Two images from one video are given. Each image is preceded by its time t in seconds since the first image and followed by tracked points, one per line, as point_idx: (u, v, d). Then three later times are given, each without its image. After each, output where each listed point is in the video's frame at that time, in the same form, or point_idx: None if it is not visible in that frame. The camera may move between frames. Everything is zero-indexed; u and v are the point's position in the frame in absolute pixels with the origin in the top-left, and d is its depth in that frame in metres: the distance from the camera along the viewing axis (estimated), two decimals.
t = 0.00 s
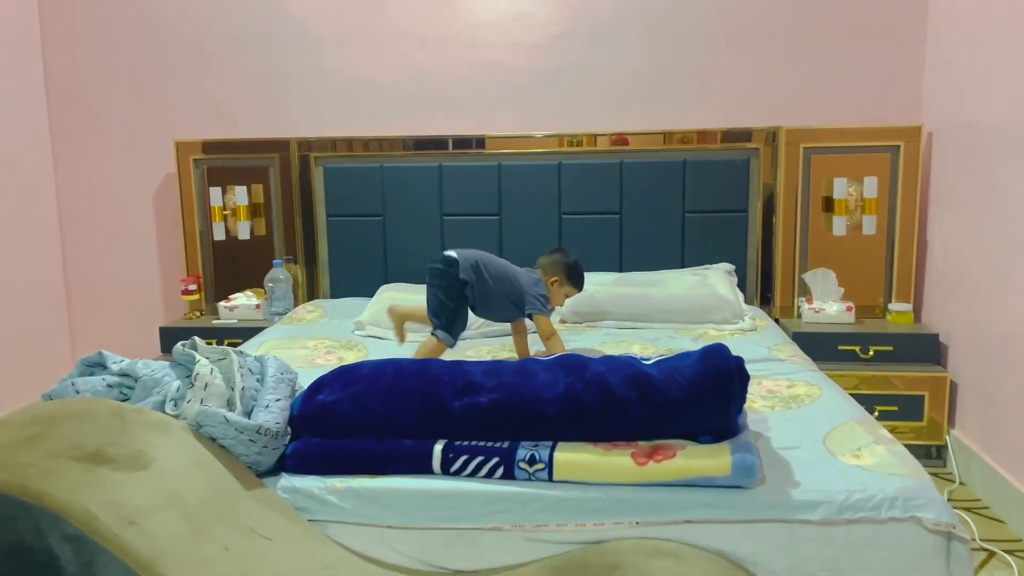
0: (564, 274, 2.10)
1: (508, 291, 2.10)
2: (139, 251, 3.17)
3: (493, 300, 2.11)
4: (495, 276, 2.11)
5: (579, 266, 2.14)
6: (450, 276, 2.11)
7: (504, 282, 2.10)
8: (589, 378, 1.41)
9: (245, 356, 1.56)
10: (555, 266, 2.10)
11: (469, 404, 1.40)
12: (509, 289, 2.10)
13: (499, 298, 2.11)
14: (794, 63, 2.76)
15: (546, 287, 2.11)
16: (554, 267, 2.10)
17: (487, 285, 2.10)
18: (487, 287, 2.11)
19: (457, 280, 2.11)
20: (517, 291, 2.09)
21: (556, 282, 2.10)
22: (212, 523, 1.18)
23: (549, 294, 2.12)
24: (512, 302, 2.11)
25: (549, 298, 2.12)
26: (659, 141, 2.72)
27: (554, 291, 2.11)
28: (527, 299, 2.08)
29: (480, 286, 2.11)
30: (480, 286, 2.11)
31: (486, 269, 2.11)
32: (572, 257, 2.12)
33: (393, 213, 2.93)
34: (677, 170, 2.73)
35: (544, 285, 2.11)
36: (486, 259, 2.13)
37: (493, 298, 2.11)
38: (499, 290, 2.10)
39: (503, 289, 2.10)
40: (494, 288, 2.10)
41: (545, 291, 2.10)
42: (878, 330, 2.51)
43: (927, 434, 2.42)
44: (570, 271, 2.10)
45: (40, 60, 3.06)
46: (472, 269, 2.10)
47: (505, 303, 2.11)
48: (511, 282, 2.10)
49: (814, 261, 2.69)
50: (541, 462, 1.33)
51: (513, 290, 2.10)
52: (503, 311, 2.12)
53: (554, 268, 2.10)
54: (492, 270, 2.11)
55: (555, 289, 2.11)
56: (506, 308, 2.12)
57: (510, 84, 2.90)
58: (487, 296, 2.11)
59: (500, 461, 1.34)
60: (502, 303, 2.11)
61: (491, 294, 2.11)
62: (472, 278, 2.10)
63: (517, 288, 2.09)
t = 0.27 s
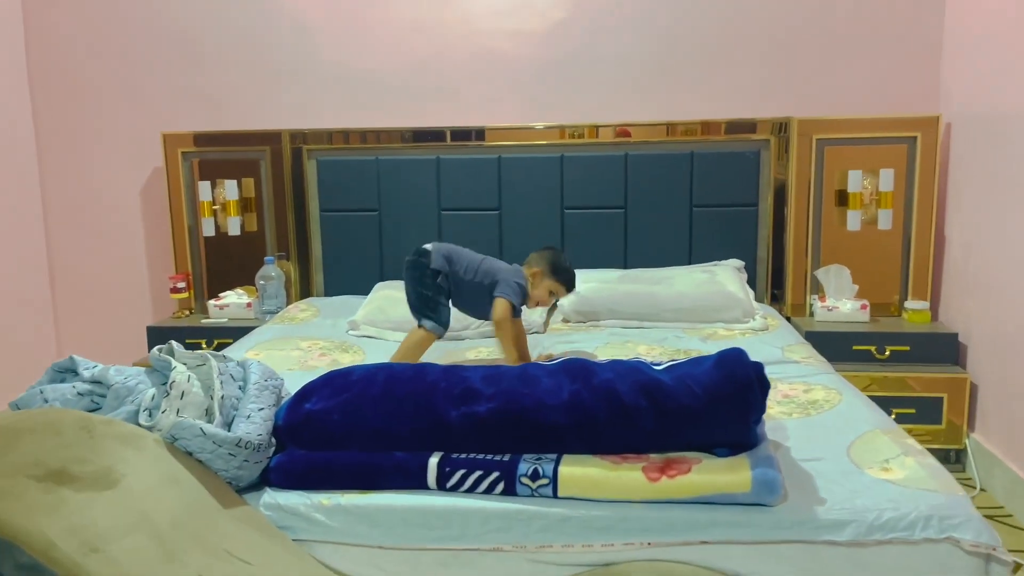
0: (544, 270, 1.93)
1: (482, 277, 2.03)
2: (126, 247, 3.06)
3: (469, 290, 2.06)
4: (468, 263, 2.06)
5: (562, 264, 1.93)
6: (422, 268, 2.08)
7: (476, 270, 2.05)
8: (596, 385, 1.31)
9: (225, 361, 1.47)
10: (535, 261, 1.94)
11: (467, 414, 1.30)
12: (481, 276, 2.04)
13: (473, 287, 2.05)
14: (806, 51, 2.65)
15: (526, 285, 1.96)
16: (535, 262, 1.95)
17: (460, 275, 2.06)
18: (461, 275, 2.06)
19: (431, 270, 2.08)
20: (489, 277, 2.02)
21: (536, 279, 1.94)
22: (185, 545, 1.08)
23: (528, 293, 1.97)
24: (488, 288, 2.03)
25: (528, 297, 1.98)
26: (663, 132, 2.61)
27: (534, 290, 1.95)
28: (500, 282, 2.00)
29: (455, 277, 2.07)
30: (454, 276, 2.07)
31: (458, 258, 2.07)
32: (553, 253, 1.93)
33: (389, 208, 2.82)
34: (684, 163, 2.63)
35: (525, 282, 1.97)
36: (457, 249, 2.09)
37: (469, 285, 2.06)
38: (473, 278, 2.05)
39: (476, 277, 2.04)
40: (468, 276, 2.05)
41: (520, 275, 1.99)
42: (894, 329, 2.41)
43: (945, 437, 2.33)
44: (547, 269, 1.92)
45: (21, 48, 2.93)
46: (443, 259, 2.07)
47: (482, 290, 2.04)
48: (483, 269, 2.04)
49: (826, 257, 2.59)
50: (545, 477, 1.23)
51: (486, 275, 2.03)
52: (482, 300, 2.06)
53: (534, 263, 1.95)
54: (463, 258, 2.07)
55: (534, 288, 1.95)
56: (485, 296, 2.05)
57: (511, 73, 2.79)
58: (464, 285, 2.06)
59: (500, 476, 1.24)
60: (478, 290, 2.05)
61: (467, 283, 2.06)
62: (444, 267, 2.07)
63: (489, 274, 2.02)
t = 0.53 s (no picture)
0: (488, 257, 1.83)
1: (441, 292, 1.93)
2: (121, 247, 2.96)
3: (437, 309, 1.94)
4: (424, 288, 1.95)
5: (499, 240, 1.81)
6: (385, 315, 1.98)
7: (433, 289, 1.94)
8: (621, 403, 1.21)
9: (217, 377, 1.38)
10: (476, 250, 1.84)
11: (479, 434, 1.20)
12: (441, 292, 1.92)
13: (439, 306, 1.93)
14: (829, 41, 2.53)
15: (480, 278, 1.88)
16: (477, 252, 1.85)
17: (421, 301, 1.95)
18: (424, 300, 1.95)
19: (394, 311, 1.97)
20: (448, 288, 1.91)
21: (485, 266, 1.85)
22: None
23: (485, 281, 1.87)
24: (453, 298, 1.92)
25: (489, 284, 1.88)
26: (671, 127, 2.51)
27: (490, 277, 1.86)
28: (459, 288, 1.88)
29: (420, 305, 1.96)
30: (419, 305, 1.96)
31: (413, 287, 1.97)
32: (490, 233, 1.82)
33: (393, 207, 2.71)
34: (701, 159, 2.51)
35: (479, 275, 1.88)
36: (410, 278, 1.99)
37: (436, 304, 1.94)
38: (436, 298, 1.93)
39: (438, 296, 1.93)
40: (430, 298, 1.94)
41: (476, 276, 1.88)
42: (923, 333, 2.30)
43: (978, 446, 2.22)
44: (486, 251, 1.82)
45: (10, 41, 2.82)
46: (401, 296, 1.97)
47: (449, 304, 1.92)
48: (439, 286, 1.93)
49: (851, 256, 2.49)
50: (566, 505, 1.13)
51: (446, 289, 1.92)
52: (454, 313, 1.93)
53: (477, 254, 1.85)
54: (417, 284, 1.97)
55: (489, 274, 1.85)
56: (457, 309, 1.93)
57: (519, 66, 2.67)
58: (431, 309, 1.94)
59: (516, 503, 1.14)
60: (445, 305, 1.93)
61: (432, 305, 1.94)
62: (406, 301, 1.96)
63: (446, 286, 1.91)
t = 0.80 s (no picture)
0: (460, 179, 1.78)
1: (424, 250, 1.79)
2: (121, 254, 2.91)
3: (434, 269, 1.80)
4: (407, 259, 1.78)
5: (465, 158, 1.77)
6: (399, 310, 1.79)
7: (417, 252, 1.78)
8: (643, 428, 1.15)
9: (220, 398, 1.35)
10: (449, 176, 1.80)
11: (494, 460, 1.14)
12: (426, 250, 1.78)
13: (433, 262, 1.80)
14: (846, 44, 2.47)
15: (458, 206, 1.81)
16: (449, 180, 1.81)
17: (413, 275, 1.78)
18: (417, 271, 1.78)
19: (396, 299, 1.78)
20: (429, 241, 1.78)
21: (461, 191, 1.79)
22: None
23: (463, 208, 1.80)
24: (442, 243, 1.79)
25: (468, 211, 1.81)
26: (677, 132, 2.45)
27: (468, 200, 1.80)
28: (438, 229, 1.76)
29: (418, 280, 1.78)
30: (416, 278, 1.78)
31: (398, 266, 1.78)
32: (455, 151, 1.79)
33: (399, 214, 2.66)
34: (715, 165, 2.46)
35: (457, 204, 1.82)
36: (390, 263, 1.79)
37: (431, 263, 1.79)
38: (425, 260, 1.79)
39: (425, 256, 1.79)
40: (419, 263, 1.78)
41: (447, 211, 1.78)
42: (943, 344, 2.25)
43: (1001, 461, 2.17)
44: (456, 171, 1.77)
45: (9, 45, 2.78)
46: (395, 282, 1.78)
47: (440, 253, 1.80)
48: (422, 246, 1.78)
49: (869, 265, 2.44)
50: (586, 537, 1.07)
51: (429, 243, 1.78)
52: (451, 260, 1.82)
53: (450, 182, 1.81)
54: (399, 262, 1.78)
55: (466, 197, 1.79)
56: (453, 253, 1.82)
57: (528, 70, 2.62)
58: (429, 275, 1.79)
59: (534, 535, 1.08)
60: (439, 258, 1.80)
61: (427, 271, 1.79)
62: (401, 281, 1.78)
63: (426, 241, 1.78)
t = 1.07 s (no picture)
0: (439, 159, 1.77)
1: (416, 255, 1.80)
2: (117, 261, 2.88)
3: (427, 273, 1.80)
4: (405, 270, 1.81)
5: (444, 142, 1.75)
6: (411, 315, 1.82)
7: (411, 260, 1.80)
8: (646, 454, 1.12)
9: (210, 415, 1.32)
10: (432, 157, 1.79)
11: (492, 485, 1.11)
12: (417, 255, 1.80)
13: (424, 266, 1.80)
14: (853, 61, 2.45)
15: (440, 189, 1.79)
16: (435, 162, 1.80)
17: (410, 286, 1.81)
18: (414, 281, 1.80)
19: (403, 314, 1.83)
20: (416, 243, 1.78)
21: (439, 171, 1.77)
22: None
23: (442, 198, 1.79)
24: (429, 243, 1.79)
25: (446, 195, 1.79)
26: (682, 146, 2.42)
27: (446, 179, 1.77)
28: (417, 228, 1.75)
29: (414, 289, 1.81)
30: (413, 288, 1.81)
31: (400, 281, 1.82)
32: (437, 133, 1.78)
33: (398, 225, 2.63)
34: (720, 180, 2.43)
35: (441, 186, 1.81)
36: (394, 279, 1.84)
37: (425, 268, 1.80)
38: (419, 268, 1.80)
39: (417, 262, 1.80)
40: (414, 271, 1.80)
41: (419, 206, 1.76)
42: (949, 365, 2.22)
43: (1008, 487, 2.12)
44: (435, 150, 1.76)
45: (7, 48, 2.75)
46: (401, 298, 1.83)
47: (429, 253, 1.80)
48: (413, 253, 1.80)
49: (875, 284, 2.41)
50: (586, 567, 1.04)
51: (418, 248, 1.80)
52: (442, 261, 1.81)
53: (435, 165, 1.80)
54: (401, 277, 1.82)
55: (444, 177, 1.77)
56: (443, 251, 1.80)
57: (530, 81, 2.59)
58: (424, 282, 1.80)
59: (532, 563, 1.05)
60: (428, 260, 1.80)
61: (422, 279, 1.80)
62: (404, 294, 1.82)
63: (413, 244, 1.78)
